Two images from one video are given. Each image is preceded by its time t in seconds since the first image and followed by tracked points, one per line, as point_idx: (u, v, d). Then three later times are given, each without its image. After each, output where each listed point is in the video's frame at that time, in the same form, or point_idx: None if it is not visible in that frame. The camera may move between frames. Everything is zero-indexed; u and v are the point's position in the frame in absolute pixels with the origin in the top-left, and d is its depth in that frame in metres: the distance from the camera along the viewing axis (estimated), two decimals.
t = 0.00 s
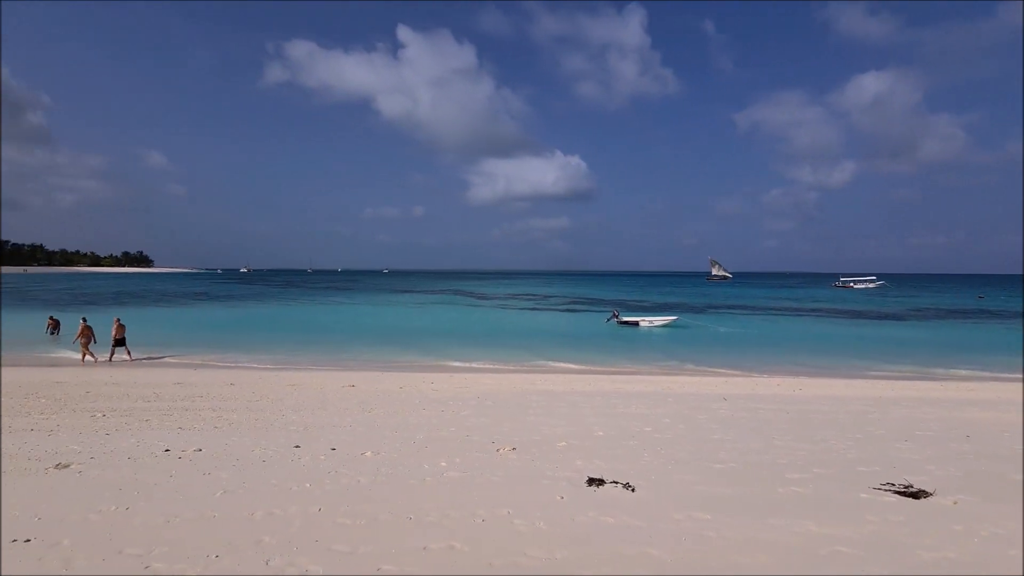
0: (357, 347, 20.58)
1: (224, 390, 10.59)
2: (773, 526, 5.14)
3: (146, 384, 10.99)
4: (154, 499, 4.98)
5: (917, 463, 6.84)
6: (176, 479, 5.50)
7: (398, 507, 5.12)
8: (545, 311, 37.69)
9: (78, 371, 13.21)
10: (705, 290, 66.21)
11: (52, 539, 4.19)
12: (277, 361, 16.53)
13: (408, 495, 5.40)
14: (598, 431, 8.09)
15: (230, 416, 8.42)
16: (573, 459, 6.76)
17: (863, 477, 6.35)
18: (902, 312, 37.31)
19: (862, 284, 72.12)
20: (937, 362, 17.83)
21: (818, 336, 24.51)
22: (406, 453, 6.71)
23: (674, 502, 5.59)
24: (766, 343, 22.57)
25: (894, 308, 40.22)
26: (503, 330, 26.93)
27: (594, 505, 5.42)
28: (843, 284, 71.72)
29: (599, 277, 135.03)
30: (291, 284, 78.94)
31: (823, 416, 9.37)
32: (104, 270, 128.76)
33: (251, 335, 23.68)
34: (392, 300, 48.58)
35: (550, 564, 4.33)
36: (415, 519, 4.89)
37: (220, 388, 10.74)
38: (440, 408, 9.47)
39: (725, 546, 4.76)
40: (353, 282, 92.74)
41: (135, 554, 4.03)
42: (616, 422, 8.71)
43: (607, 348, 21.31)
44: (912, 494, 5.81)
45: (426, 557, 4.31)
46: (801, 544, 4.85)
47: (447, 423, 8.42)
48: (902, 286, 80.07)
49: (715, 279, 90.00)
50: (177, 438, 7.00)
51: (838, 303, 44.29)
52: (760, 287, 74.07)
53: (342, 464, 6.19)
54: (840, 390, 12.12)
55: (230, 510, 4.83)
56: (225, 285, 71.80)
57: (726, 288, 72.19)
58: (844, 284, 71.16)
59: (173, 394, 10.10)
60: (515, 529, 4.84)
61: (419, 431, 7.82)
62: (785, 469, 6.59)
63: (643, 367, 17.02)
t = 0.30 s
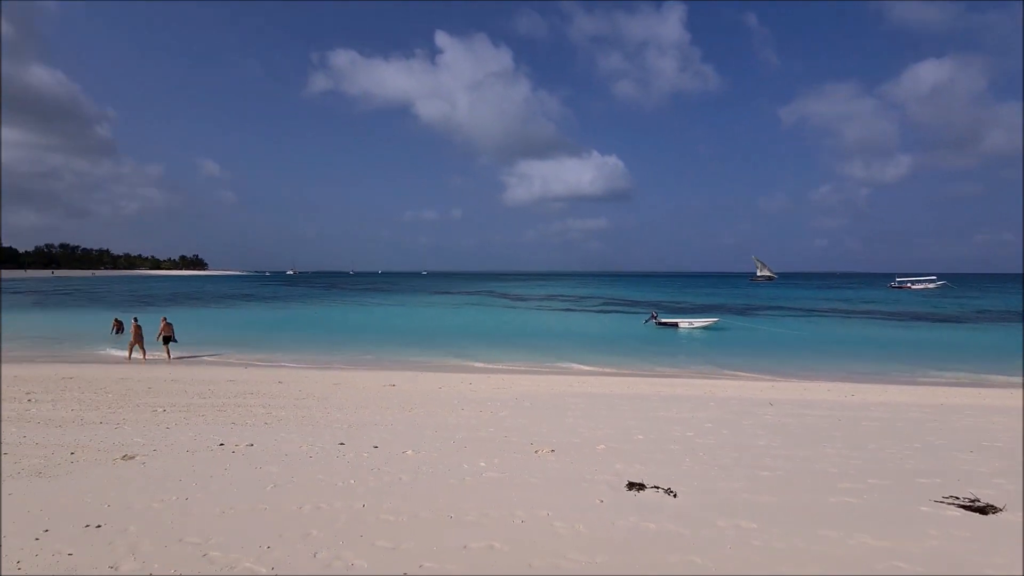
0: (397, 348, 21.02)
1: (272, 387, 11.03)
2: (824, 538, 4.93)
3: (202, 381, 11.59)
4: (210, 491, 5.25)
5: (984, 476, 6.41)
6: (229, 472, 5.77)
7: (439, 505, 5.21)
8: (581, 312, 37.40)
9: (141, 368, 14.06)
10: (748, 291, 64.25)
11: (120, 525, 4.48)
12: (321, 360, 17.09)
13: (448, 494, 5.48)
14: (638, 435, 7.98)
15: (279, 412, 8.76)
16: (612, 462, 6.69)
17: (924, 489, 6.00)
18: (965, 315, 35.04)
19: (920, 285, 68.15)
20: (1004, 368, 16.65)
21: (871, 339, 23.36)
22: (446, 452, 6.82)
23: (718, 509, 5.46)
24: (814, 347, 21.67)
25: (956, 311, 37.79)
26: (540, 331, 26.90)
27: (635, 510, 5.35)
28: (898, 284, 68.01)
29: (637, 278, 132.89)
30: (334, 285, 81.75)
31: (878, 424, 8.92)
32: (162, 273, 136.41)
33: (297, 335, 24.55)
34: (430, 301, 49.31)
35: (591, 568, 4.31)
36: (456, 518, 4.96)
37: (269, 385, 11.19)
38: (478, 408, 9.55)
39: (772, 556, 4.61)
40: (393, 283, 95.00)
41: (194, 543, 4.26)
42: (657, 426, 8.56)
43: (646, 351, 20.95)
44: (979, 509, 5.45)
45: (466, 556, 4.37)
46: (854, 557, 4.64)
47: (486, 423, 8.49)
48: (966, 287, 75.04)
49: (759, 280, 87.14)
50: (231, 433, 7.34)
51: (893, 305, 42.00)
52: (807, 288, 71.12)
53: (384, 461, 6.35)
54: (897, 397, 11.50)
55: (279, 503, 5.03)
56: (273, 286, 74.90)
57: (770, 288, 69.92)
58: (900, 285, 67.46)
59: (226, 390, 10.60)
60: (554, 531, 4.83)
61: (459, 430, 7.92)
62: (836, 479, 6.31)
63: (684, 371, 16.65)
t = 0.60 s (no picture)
0: (430, 349, 21.31)
1: (311, 387, 11.35)
2: (873, 551, 4.72)
3: (246, 380, 12.03)
4: (255, 486, 5.45)
5: None
6: (273, 468, 5.99)
7: (474, 505, 5.25)
8: (614, 314, 36.99)
9: (189, 367, 14.72)
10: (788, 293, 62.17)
11: (171, 517, 4.69)
12: (357, 361, 17.49)
13: (483, 495, 5.52)
14: (674, 439, 7.83)
15: (318, 411, 9.02)
16: (647, 467, 6.59)
17: (983, 503, 5.66)
18: None
19: (976, 287, 64.44)
20: None
21: (922, 344, 22.19)
22: (479, 453, 6.86)
23: (758, 517, 5.30)
24: (860, 351, 20.76)
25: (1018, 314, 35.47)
26: (571, 334, 26.76)
27: (671, 516, 5.25)
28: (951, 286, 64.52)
29: (671, 279, 130.38)
30: (369, 287, 83.66)
31: (931, 432, 8.47)
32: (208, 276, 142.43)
33: (334, 336, 25.25)
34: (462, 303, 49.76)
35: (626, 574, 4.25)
36: (491, 519, 4.99)
37: (308, 385, 11.54)
38: (511, 410, 9.57)
39: (818, 568, 4.44)
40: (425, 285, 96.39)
41: (240, 535, 4.43)
42: (694, 430, 8.38)
43: (681, 354, 20.55)
44: None
45: (501, 557, 4.39)
46: (906, 572, 4.42)
47: (519, 425, 8.50)
48: None
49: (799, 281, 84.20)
50: (273, 431, 7.61)
51: (945, 308, 39.88)
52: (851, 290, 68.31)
53: (419, 461, 6.44)
54: (952, 404, 10.90)
55: (320, 499, 5.19)
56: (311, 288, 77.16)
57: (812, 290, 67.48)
58: (953, 287, 63.99)
59: (268, 389, 10.96)
60: (589, 535, 4.80)
61: (493, 432, 7.95)
62: (886, 490, 6.02)
63: (720, 375, 16.24)
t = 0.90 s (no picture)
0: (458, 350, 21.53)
1: (345, 387, 11.62)
2: (920, 565, 4.52)
3: (283, 379, 12.41)
4: (291, 483, 5.61)
5: None
6: (309, 466, 6.16)
7: (504, 507, 5.26)
8: (643, 316, 36.51)
9: (228, 366, 15.28)
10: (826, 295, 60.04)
11: (214, 511, 4.87)
12: (388, 362, 17.80)
13: (514, 496, 5.54)
14: (707, 444, 7.67)
15: (351, 411, 9.23)
16: (680, 472, 6.48)
17: None
18: None
19: None
20: None
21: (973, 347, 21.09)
22: (509, 455, 6.88)
23: (797, 526, 5.14)
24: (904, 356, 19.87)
25: None
26: (600, 336, 26.57)
27: (705, 523, 5.15)
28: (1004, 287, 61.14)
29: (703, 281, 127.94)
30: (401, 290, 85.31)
31: (983, 441, 8.04)
32: (246, 279, 147.37)
33: (366, 337, 25.76)
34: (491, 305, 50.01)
35: None
36: (521, 521, 4.99)
37: (342, 385, 11.81)
38: (541, 412, 9.56)
39: None
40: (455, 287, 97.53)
41: (278, 530, 4.56)
42: (728, 435, 8.20)
43: (713, 357, 20.11)
44: None
45: (532, 559, 4.38)
46: None
47: (549, 427, 8.48)
48: None
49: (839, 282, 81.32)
50: (309, 429, 7.82)
51: (996, 310, 37.88)
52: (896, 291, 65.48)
53: (450, 461, 6.51)
54: (1006, 412, 10.32)
55: (353, 498, 5.28)
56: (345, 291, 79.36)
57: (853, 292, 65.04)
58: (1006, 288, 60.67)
59: (304, 389, 11.28)
60: (621, 540, 4.75)
61: (523, 434, 7.95)
62: (934, 501, 5.75)
63: (754, 379, 15.83)
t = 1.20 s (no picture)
0: (487, 352, 21.66)
1: (376, 387, 11.80)
2: None
3: (316, 379, 12.69)
4: (326, 481, 5.73)
5: None
6: (343, 464, 6.29)
7: (534, 509, 5.26)
8: (674, 318, 35.89)
9: (265, 366, 15.74)
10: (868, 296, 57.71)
11: (253, 506, 5.03)
12: (418, 363, 18.04)
13: (544, 499, 5.52)
14: (742, 450, 7.48)
15: (382, 411, 9.37)
16: (713, 477, 6.34)
17: None
18: None
19: None
20: None
21: None
22: (539, 457, 6.87)
23: (838, 536, 4.95)
24: (953, 360, 18.92)
25: None
26: (630, 339, 26.25)
27: (741, 530, 5.02)
28: None
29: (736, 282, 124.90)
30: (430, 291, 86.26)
31: None
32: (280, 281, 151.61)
33: (396, 338, 26.17)
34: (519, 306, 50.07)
35: None
36: (551, 523, 4.97)
37: (373, 385, 12.01)
38: (570, 414, 9.50)
39: None
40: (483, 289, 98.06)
41: (314, 526, 4.67)
42: (764, 441, 7.97)
43: (747, 361, 19.60)
44: None
45: (563, 562, 4.35)
46: None
47: (579, 429, 8.41)
48: None
49: (880, 283, 78.14)
50: (342, 428, 7.98)
51: None
52: (943, 293, 62.46)
53: (479, 462, 6.55)
54: None
55: (385, 496, 5.37)
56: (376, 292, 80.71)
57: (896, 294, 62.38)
58: None
59: (337, 388, 11.52)
60: (653, 545, 4.67)
61: (552, 436, 7.92)
62: (987, 513, 5.45)
63: (791, 383, 15.35)
